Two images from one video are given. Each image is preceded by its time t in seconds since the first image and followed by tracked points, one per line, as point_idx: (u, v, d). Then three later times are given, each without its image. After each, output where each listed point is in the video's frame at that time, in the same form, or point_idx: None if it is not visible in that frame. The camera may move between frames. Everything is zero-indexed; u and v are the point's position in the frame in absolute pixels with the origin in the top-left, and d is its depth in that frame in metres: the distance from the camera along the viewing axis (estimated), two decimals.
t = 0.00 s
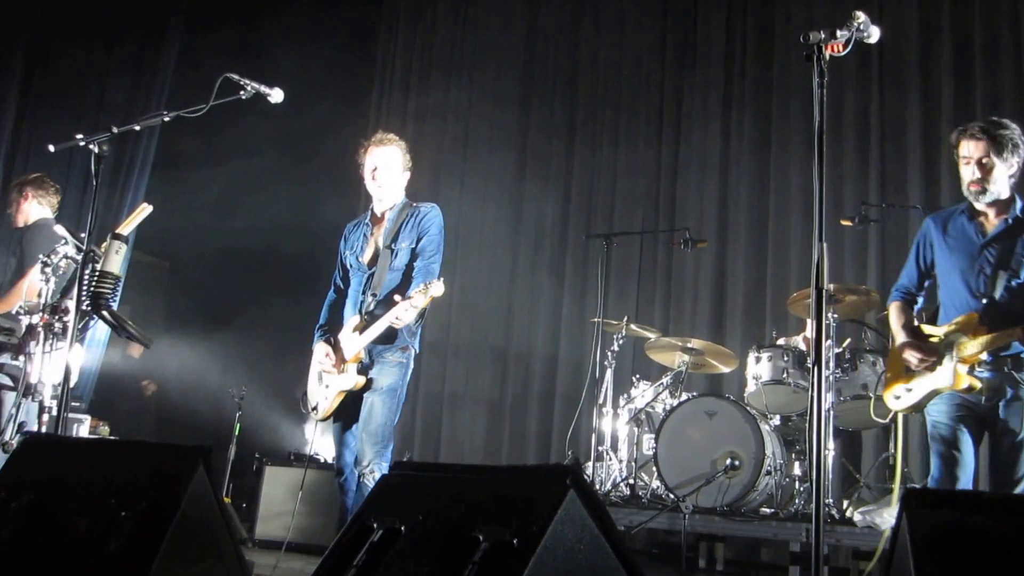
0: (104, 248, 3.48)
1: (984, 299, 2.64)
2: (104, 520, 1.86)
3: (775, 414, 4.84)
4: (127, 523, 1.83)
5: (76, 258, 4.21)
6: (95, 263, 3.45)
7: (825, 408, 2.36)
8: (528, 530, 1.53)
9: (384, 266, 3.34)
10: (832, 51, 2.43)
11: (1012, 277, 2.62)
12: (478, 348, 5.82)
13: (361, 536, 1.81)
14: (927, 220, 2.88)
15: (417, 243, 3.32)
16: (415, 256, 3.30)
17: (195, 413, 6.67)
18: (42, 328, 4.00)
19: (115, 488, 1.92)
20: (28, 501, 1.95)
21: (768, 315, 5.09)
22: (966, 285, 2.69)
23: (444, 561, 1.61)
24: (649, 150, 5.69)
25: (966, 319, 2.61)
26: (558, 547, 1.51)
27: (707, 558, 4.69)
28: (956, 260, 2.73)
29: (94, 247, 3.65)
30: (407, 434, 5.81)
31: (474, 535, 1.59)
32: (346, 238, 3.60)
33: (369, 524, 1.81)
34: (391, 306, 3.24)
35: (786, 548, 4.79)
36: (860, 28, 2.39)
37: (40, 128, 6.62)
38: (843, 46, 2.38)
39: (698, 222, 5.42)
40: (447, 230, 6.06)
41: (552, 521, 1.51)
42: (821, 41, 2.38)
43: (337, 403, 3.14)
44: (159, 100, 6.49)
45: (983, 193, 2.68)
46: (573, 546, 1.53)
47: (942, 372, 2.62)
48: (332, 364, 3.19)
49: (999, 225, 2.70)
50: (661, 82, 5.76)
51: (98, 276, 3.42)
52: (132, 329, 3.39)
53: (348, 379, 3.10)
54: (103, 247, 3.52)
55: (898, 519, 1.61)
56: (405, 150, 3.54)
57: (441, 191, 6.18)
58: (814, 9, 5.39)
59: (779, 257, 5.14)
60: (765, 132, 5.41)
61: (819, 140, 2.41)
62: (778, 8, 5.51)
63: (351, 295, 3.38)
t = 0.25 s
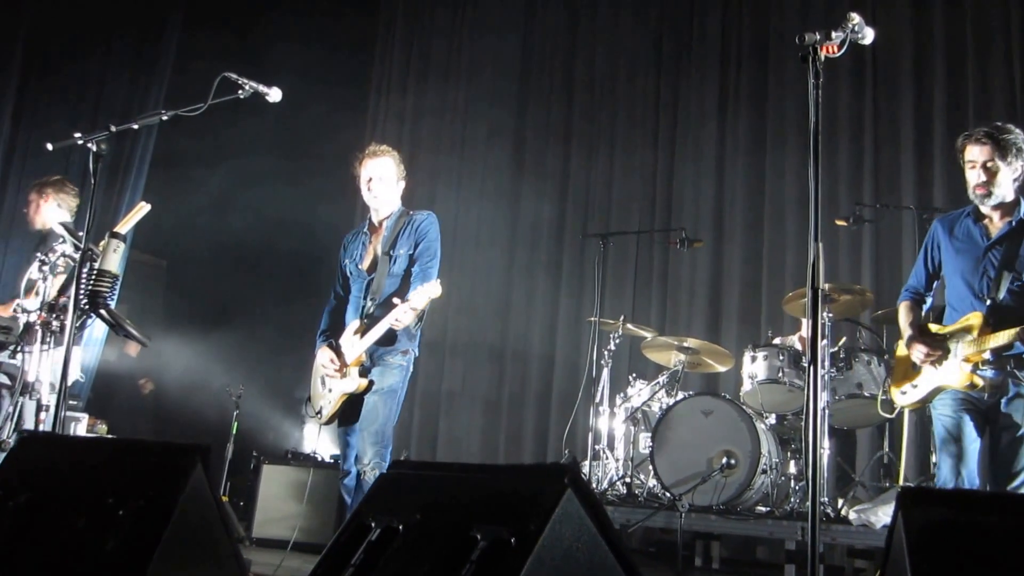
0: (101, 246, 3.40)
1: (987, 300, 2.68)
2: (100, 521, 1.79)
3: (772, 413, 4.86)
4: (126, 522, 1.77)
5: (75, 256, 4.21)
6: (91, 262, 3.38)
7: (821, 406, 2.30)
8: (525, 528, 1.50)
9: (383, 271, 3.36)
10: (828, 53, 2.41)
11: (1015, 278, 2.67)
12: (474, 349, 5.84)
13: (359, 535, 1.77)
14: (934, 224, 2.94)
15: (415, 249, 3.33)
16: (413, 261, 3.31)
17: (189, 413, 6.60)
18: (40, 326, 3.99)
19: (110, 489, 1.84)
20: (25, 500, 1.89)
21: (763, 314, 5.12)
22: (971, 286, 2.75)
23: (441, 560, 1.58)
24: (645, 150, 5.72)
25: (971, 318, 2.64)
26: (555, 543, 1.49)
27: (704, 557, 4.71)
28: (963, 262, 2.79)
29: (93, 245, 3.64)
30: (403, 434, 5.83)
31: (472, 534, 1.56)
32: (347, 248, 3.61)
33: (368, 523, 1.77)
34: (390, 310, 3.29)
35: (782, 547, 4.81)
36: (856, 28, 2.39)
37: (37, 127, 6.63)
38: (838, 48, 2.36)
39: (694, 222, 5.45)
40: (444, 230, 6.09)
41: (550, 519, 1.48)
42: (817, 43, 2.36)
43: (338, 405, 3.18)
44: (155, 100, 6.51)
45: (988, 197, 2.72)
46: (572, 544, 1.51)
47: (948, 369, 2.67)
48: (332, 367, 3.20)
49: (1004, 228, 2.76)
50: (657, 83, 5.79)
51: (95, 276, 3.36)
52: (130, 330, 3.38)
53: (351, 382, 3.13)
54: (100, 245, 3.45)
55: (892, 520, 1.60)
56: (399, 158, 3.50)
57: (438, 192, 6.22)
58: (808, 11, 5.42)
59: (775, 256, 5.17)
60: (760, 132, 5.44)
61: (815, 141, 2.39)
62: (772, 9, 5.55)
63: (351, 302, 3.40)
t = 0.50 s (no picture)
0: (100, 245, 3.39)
1: (986, 301, 2.70)
2: (97, 519, 1.76)
3: (768, 411, 4.85)
4: (125, 522, 1.74)
5: (73, 255, 4.21)
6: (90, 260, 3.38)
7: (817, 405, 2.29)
8: (523, 527, 1.51)
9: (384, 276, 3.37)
10: (824, 52, 2.41)
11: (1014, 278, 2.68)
12: (471, 348, 5.86)
13: (357, 533, 1.77)
14: (935, 224, 2.96)
15: (415, 254, 3.34)
16: (414, 265, 3.32)
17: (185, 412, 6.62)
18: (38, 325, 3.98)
19: (106, 487, 1.81)
20: (23, 497, 1.85)
21: (760, 313, 5.14)
22: (970, 286, 2.77)
23: (436, 557, 1.58)
24: (642, 150, 5.74)
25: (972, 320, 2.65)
26: (552, 545, 1.49)
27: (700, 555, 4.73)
28: (961, 262, 2.81)
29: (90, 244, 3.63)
30: (401, 433, 5.84)
31: (469, 532, 1.56)
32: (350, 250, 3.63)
33: (365, 521, 1.77)
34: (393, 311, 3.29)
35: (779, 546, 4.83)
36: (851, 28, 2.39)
37: (37, 127, 6.67)
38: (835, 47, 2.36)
39: (690, 222, 5.46)
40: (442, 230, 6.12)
41: (548, 518, 1.49)
42: (813, 42, 2.36)
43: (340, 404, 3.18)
44: (153, 99, 6.52)
45: (993, 197, 2.74)
46: (568, 543, 1.52)
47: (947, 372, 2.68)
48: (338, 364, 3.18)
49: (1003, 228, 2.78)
50: (655, 83, 5.81)
51: (93, 274, 3.35)
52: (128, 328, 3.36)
53: (353, 381, 3.14)
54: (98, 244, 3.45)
55: (891, 519, 1.62)
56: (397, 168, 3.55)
57: (436, 193, 6.26)
58: (804, 11, 5.44)
59: (771, 256, 5.19)
60: (757, 132, 5.45)
61: (811, 139, 2.39)
62: (769, 9, 5.57)
63: (355, 306, 3.43)
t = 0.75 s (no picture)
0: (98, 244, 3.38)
1: (983, 313, 2.73)
2: (95, 516, 1.77)
3: (765, 411, 4.88)
4: (123, 519, 1.74)
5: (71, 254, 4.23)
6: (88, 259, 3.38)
7: (816, 407, 2.34)
8: (519, 525, 1.49)
9: (384, 279, 3.38)
10: (821, 52, 2.43)
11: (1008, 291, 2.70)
12: (468, 346, 5.88)
13: (356, 531, 1.77)
14: (929, 231, 2.97)
15: (416, 257, 3.36)
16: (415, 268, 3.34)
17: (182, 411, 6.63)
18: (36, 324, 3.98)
19: (105, 484, 1.82)
20: (21, 496, 1.87)
21: (757, 312, 5.14)
22: (964, 297, 2.80)
23: (434, 556, 1.56)
24: (639, 148, 5.75)
25: (969, 335, 2.68)
26: (549, 546, 1.47)
27: (696, 553, 4.74)
28: (956, 273, 2.83)
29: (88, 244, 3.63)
30: (398, 430, 5.85)
31: (466, 531, 1.55)
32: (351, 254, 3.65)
33: (364, 521, 1.76)
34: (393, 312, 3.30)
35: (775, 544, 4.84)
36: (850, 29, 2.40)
37: (35, 124, 6.68)
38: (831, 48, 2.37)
39: (687, 220, 5.47)
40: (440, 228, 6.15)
41: (544, 516, 1.47)
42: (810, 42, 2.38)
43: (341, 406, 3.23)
44: (151, 97, 6.55)
45: (981, 208, 2.77)
46: (565, 542, 1.50)
47: (944, 385, 2.69)
48: (337, 366, 3.23)
49: (996, 239, 2.79)
50: (652, 81, 5.83)
51: (91, 273, 3.36)
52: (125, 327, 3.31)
53: (354, 381, 3.19)
54: (97, 243, 3.42)
55: (888, 518, 1.62)
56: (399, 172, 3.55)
57: (433, 192, 6.29)
58: (801, 9, 5.44)
59: (767, 255, 5.20)
60: (754, 130, 5.46)
61: (808, 140, 2.40)
62: (766, 7, 5.58)
63: (358, 310, 3.45)
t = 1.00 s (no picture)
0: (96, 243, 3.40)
1: (978, 326, 2.73)
2: (95, 514, 1.77)
3: (762, 409, 4.91)
4: (121, 518, 1.75)
5: (70, 253, 4.25)
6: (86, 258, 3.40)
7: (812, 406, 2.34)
8: (518, 525, 1.47)
9: (385, 280, 3.38)
10: (818, 52, 2.43)
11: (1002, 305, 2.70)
12: (466, 346, 5.92)
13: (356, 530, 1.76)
14: (923, 247, 2.99)
15: (417, 258, 3.37)
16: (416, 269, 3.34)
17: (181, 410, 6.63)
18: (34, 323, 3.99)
19: (105, 482, 1.83)
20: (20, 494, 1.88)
21: (754, 312, 5.15)
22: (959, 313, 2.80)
23: (434, 556, 1.55)
24: (637, 147, 5.76)
25: (967, 348, 2.70)
26: (550, 542, 1.45)
27: (693, 551, 4.75)
28: (950, 289, 2.84)
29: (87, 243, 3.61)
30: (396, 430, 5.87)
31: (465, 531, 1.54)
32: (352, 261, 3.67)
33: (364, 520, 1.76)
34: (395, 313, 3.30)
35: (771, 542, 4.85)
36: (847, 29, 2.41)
37: (34, 122, 6.63)
38: (829, 47, 2.38)
39: (685, 219, 5.48)
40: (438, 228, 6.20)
41: (543, 515, 1.45)
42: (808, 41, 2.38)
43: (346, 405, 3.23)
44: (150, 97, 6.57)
45: (969, 227, 2.77)
46: (563, 541, 1.47)
47: (942, 395, 2.73)
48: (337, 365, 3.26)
49: (989, 254, 2.80)
50: (650, 80, 5.84)
51: (90, 273, 3.38)
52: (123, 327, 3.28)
53: (357, 380, 3.19)
54: (95, 242, 3.44)
55: (885, 519, 1.59)
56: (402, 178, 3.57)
57: (431, 192, 6.33)
58: (799, 9, 5.45)
59: (764, 254, 5.21)
60: (752, 130, 5.47)
61: (806, 139, 2.40)
62: (764, 7, 5.59)
63: (360, 313, 3.45)
